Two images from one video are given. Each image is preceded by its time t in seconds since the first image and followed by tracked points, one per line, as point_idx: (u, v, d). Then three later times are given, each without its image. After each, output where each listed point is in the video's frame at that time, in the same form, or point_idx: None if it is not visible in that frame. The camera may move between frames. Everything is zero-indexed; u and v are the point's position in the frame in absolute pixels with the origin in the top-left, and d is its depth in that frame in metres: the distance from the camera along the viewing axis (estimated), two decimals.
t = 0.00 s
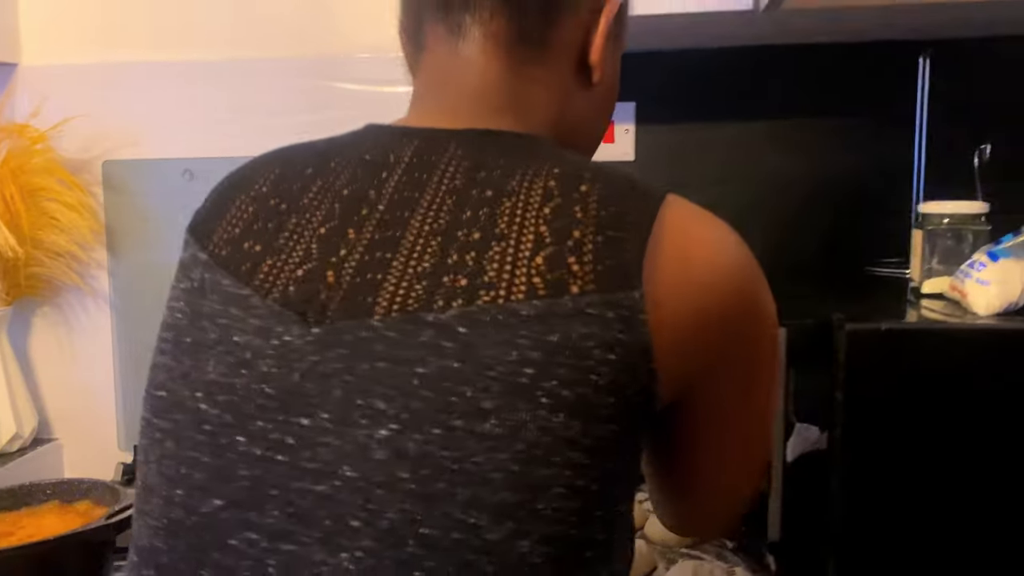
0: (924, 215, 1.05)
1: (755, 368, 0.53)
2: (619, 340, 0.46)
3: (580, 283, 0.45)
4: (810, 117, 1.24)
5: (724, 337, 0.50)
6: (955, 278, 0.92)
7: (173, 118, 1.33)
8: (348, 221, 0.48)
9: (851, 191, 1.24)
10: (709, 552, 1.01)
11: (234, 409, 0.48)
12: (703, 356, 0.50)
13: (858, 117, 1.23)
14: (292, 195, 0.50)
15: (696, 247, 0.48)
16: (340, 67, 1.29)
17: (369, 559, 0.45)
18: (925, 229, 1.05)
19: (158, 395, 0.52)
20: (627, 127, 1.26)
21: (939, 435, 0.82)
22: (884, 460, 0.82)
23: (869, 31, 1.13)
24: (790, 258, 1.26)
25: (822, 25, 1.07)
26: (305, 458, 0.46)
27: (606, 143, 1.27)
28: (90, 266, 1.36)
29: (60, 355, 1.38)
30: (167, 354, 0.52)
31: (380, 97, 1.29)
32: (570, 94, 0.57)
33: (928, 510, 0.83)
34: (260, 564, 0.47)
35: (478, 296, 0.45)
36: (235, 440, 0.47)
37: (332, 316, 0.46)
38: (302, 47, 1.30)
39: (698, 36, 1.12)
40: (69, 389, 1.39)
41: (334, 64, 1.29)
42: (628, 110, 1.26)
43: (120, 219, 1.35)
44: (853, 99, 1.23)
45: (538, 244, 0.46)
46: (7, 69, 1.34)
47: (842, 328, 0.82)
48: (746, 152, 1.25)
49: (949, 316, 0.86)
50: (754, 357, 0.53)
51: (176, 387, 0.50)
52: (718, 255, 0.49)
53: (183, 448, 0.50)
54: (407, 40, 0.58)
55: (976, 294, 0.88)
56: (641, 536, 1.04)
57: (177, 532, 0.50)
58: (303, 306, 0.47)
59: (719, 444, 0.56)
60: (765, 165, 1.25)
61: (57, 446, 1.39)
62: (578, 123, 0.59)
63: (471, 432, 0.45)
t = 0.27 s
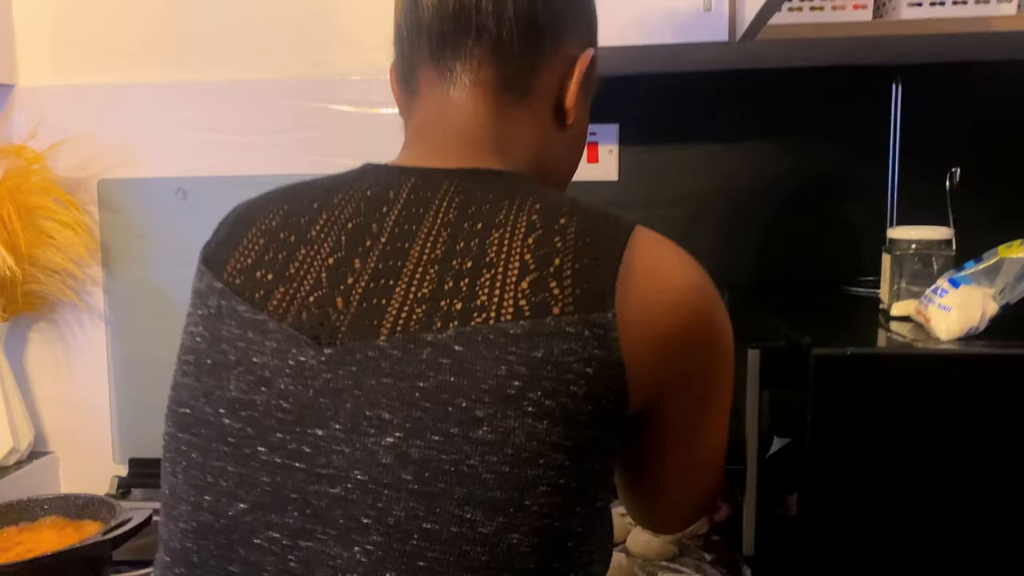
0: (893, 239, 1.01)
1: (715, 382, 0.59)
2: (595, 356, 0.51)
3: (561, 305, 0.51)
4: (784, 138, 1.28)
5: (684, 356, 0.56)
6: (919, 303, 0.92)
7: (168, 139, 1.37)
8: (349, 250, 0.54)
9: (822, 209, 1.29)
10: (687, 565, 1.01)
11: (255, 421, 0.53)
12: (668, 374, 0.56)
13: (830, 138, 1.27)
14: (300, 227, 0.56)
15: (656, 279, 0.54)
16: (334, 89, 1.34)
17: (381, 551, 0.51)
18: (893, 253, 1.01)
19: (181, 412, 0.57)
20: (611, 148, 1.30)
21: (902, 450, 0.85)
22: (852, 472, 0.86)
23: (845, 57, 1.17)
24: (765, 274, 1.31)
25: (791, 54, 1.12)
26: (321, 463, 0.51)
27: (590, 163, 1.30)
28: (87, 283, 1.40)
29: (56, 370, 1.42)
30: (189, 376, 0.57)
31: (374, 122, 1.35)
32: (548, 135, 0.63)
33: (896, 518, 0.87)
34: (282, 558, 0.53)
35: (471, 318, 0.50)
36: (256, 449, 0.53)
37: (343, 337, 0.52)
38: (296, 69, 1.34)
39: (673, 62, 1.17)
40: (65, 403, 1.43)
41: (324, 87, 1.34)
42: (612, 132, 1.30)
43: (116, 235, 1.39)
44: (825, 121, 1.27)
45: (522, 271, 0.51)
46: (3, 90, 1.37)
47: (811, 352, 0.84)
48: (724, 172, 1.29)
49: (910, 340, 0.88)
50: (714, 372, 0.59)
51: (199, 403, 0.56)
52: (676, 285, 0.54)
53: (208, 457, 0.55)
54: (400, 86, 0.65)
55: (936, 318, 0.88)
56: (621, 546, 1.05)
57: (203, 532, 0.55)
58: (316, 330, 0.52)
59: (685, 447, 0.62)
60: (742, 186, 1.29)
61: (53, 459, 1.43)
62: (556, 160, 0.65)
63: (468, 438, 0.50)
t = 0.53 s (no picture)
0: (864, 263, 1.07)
1: (678, 394, 0.64)
2: (564, 371, 0.57)
3: (535, 327, 0.56)
4: (765, 162, 1.34)
5: (646, 370, 0.61)
6: (885, 325, 0.97)
7: (176, 162, 1.43)
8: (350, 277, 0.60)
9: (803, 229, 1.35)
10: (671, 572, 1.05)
11: (267, 432, 0.59)
12: (632, 386, 0.62)
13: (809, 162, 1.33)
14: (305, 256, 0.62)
15: (617, 300, 0.59)
16: (335, 114, 1.40)
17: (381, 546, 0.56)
18: (864, 275, 1.07)
19: (202, 424, 0.63)
20: (600, 171, 1.35)
21: (871, 465, 0.89)
22: (824, 488, 0.89)
23: (821, 85, 1.23)
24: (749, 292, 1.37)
25: (770, 84, 1.18)
26: (326, 469, 0.57)
27: (580, 185, 1.36)
28: (96, 299, 1.45)
29: (66, 382, 1.48)
30: (208, 392, 0.63)
31: (374, 145, 1.40)
32: (527, 166, 0.74)
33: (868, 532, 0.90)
34: (296, 554, 0.58)
35: (457, 339, 0.56)
36: (270, 457, 0.58)
37: (345, 357, 0.57)
38: (299, 95, 1.41)
39: (659, 91, 1.23)
40: (74, 414, 1.49)
41: (326, 112, 1.40)
42: (601, 155, 1.35)
43: (124, 254, 1.45)
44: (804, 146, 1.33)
45: (501, 296, 0.57)
46: (16, 113, 1.43)
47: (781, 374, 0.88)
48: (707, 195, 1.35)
49: (876, 361, 0.92)
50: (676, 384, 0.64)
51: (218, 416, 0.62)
52: (636, 305, 0.60)
53: (229, 464, 0.60)
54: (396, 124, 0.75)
55: (898, 340, 0.93)
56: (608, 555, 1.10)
57: (224, 533, 0.60)
58: (321, 351, 0.58)
59: (654, 456, 0.67)
60: (725, 208, 1.35)
61: (61, 469, 1.48)
62: (533, 187, 0.75)
63: (455, 445, 0.56)
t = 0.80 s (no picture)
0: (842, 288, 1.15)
1: (656, 409, 0.73)
2: (558, 390, 0.65)
3: (533, 352, 0.64)
4: (755, 190, 1.42)
5: (627, 387, 0.70)
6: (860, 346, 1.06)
7: (197, 186, 1.51)
8: (373, 307, 0.68)
9: (793, 254, 1.42)
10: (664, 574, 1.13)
11: (301, 444, 0.67)
12: (614, 401, 0.70)
13: (798, 191, 1.41)
14: (333, 288, 0.71)
15: (604, 328, 0.67)
16: (348, 140, 1.48)
17: (404, 544, 0.64)
18: (841, 299, 1.15)
19: (243, 438, 0.71)
20: (600, 195, 1.43)
21: (844, 474, 0.98)
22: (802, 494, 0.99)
23: (807, 117, 1.30)
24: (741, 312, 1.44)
25: (758, 117, 1.26)
26: (355, 477, 0.65)
27: (581, 209, 1.43)
28: (122, 315, 1.53)
29: (93, 393, 1.56)
30: (248, 410, 0.71)
31: (386, 169, 1.48)
32: (523, 203, 0.83)
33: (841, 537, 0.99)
34: (328, 552, 0.65)
35: (466, 362, 0.64)
36: (305, 467, 0.66)
37: (370, 378, 0.66)
38: (314, 123, 1.49)
39: (655, 122, 1.30)
40: (100, 424, 1.57)
41: (339, 139, 1.48)
42: (600, 181, 1.42)
43: (150, 273, 1.53)
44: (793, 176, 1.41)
45: (503, 325, 0.65)
46: (47, 140, 1.51)
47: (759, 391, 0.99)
48: (701, 220, 1.43)
49: (851, 381, 1.00)
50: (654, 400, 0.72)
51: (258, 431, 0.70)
52: (620, 331, 0.68)
53: (269, 473, 0.68)
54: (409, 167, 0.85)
55: (871, 361, 1.02)
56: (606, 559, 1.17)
57: (264, 535, 0.68)
58: (348, 374, 0.66)
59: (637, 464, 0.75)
60: (717, 231, 1.43)
61: (87, 476, 1.56)
62: (530, 222, 0.85)
63: (466, 456, 0.63)
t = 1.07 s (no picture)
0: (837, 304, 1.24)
1: (661, 406, 0.82)
2: (573, 393, 0.75)
3: (551, 359, 0.74)
4: (757, 210, 1.50)
5: (634, 387, 0.80)
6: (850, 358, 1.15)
7: (230, 204, 1.60)
8: (408, 323, 0.77)
9: (793, 270, 1.50)
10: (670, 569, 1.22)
11: (347, 444, 0.76)
12: (625, 401, 0.80)
13: (797, 211, 1.49)
14: (371, 305, 0.80)
15: (615, 338, 0.77)
16: (372, 161, 1.57)
17: (440, 531, 0.73)
18: (835, 315, 1.24)
19: (295, 440, 0.80)
20: (610, 214, 1.51)
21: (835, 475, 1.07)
22: (797, 495, 1.08)
23: (806, 142, 1.39)
24: (744, 325, 1.52)
25: (759, 143, 1.35)
26: (396, 472, 0.74)
27: (592, 227, 1.52)
28: (161, 324, 1.63)
29: (133, 398, 1.66)
30: (299, 414, 0.80)
31: (408, 189, 1.57)
32: (536, 227, 0.92)
33: (834, 535, 1.08)
34: (373, 539, 0.74)
35: (492, 370, 0.73)
36: (352, 464, 0.75)
37: (407, 385, 0.74)
38: (341, 145, 1.58)
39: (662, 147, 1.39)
40: (139, 427, 1.66)
41: (364, 160, 1.57)
42: (611, 201, 1.51)
43: (186, 286, 1.62)
44: (793, 196, 1.49)
45: (525, 337, 0.74)
46: (92, 160, 1.61)
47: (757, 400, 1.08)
48: (705, 238, 1.51)
49: (842, 391, 1.10)
50: (659, 398, 0.82)
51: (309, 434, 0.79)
52: (629, 341, 0.78)
53: (319, 470, 0.77)
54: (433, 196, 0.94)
55: (859, 372, 1.11)
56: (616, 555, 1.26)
57: (315, 525, 0.77)
58: (387, 382, 0.75)
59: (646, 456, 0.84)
60: (721, 248, 1.51)
61: (127, 476, 1.66)
62: (541, 244, 0.94)
63: (495, 452, 0.73)
